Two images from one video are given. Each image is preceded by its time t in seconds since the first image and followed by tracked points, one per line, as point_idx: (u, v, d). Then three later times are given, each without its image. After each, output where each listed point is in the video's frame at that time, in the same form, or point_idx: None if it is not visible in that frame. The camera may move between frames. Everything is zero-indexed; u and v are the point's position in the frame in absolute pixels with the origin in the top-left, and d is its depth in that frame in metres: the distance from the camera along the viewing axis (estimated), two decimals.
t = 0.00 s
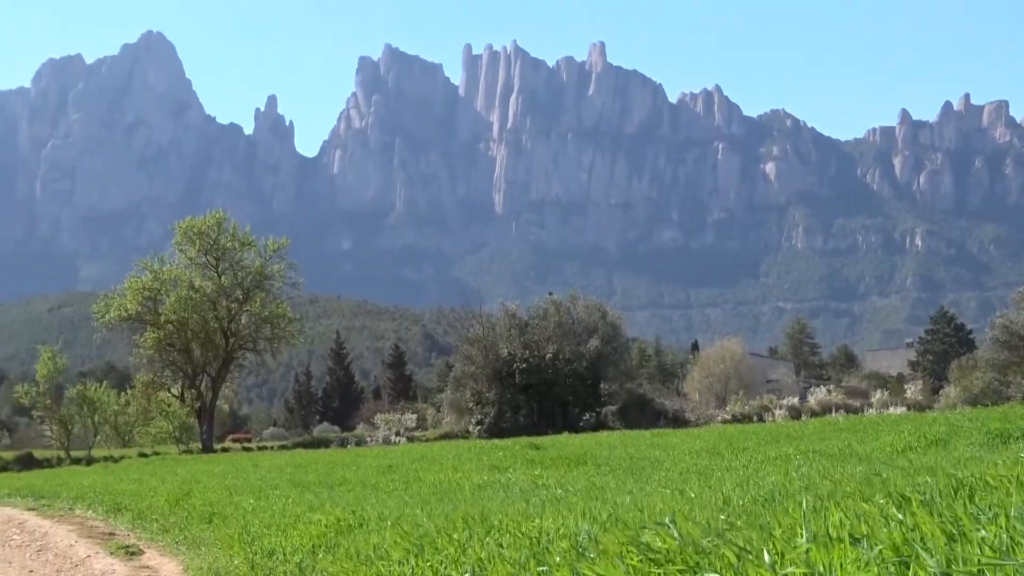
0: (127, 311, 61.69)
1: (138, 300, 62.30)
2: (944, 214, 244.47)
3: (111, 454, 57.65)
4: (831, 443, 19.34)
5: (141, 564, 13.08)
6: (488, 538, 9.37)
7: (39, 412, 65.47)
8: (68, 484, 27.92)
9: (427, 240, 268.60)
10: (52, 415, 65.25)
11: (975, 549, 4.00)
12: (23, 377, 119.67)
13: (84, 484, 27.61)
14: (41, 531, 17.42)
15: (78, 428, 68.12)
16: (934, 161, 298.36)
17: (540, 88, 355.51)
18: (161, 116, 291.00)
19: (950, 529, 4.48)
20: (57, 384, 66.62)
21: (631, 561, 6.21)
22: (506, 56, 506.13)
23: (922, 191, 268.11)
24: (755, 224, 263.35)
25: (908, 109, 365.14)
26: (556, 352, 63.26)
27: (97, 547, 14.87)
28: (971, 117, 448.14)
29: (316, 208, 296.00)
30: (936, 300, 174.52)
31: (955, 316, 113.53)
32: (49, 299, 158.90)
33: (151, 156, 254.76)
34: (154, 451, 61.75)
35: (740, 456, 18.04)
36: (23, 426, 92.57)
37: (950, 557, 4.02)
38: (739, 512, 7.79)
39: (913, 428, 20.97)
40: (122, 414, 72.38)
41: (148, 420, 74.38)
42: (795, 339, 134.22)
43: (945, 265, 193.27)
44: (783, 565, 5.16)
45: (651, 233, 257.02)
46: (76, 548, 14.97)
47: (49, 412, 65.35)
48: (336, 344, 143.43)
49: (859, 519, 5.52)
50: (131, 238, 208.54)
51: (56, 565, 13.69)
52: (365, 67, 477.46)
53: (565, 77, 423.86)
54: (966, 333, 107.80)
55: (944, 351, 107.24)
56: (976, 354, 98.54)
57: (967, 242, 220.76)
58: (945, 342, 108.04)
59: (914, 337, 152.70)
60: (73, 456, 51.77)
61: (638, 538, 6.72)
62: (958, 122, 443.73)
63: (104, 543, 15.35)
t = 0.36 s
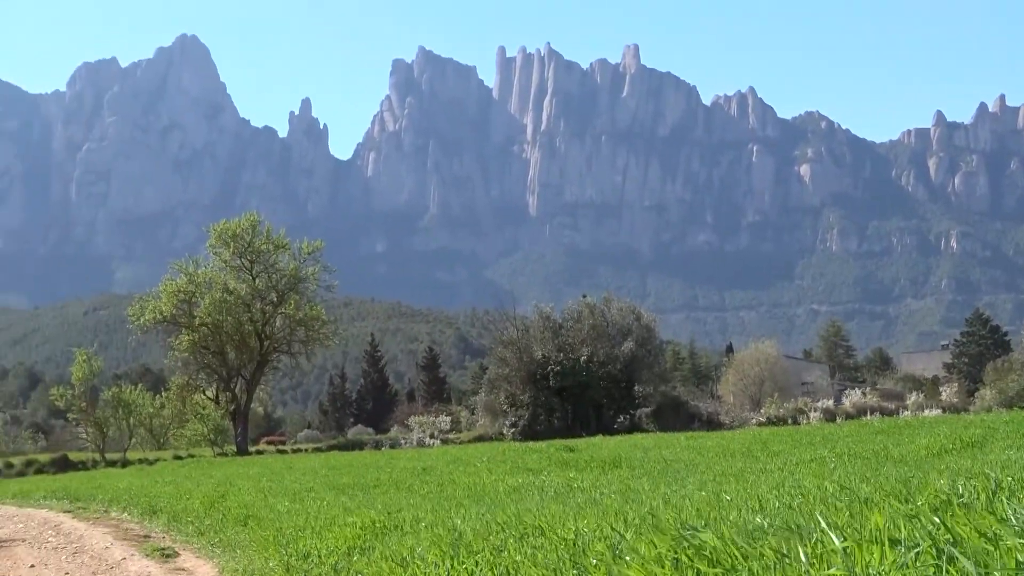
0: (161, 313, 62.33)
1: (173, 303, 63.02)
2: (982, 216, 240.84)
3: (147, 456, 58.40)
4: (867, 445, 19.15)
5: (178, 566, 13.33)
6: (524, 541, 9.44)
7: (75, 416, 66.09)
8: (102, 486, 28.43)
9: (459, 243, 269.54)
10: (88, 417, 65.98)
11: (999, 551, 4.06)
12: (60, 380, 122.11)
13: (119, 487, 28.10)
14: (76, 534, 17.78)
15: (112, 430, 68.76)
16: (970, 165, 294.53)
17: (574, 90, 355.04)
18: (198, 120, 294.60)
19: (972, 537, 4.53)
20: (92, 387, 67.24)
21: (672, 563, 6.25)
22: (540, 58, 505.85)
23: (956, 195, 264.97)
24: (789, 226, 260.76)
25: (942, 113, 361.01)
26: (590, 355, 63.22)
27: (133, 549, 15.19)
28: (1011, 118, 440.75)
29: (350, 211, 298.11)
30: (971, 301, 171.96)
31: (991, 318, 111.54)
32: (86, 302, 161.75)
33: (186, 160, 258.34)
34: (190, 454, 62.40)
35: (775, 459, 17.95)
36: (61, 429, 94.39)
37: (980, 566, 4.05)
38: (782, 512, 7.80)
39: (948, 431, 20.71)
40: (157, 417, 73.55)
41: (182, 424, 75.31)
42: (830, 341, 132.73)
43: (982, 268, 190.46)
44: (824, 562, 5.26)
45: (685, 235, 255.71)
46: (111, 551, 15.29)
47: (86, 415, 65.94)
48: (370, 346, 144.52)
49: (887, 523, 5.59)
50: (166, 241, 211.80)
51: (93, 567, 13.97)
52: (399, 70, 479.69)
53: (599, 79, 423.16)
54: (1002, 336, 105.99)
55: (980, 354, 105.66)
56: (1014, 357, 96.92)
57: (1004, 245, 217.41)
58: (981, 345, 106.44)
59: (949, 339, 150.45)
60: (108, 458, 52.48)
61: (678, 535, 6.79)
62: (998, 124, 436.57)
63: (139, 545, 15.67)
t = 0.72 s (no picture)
0: (193, 313, 63.08)
1: (204, 303, 63.69)
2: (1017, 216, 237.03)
3: (179, 457, 59.11)
4: (903, 445, 18.90)
5: (208, 567, 13.55)
6: (557, 542, 9.48)
7: (106, 416, 63.33)
8: (135, 487, 28.86)
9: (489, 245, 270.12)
10: (118, 417, 63.09)
11: (1018, 563, 4.07)
12: (93, 380, 124.39)
13: (151, 487, 28.51)
14: (108, 533, 18.10)
15: (146, 430, 65.71)
16: (1003, 166, 290.20)
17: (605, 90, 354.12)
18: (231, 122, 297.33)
19: (995, 540, 4.56)
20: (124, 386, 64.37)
21: (704, 564, 6.25)
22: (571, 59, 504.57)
23: (990, 196, 260.89)
24: (821, 227, 258.16)
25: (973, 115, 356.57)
26: (621, 356, 63.16)
27: (164, 549, 15.44)
28: None
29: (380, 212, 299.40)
30: (1004, 302, 169.21)
31: None
32: (118, 302, 164.26)
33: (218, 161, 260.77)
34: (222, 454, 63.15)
35: (807, 459, 17.82)
36: (93, 429, 96.12)
37: (1015, 563, 4.04)
38: (816, 512, 7.82)
39: (984, 432, 20.44)
40: (188, 417, 74.53)
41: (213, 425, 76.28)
42: (861, 342, 131.10)
43: (1016, 270, 187.38)
44: (859, 559, 5.28)
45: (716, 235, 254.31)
46: (144, 550, 15.57)
47: (116, 415, 63.13)
48: (401, 347, 145.31)
49: (919, 524, 5.59)
50: (197, 242, 214.52)
51: (126, 567, 14.23)
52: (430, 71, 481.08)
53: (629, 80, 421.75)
54: None
55: (1013, 355, 103.50)
56: None
57: None
58: (1014, 346, 104.23)
59: (983, 340, 148.02)
60: (140, 458, 53.24)
61: (711, 540, 6.84)
62: None
63: (171, 545, 15.94)
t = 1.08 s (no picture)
0: (221, 314, 63.70)
1: (232, 303, 64.20)
2: None
3: (208, 457, 59.58)
4: (930, 448, 18.77)
5: (235, 566, 13.74)
6: (582, 542, 9.58)
7: (134, 415, 63.23)
8: (162, 487, 29.17)
9: (516, 245, 270.27)
10: (146, 417, 63.04)
11: None
12: (121, 380, 125.80)
13: (177, 487, 28.78)
14: (137, 533, 18.40)
15: (173, 430, 66.09)
16: None
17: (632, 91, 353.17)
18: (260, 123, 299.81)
19: (1019, 547, 4.53)
20: (152, 386, 64.45)
21: (734, 567, 6.23)
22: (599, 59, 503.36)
23: None
24: (850, 228, 255.71)
25: (1006, 114, 351.35)
26: (648, 357, 63.05)
27: (192, 549, 15.72)
28: None
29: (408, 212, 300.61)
30: None
31: None
32: (146, 302, 165.96)
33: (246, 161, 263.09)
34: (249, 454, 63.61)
35: (834, 462, 17.73)
36: (120, 429, 97.26)
37: None
38: (847, 514, 7.78)
39: (1014, 435, 20.17)
40: (216, 417, 75.20)
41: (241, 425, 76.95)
42: (889, 344, 129.68)
43: None
44: (890, 562, 5.27)
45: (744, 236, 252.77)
46: (171, 550, 15.81)
47: (145, 415, 63.07)
48: (427, 347, 145.85)
49: (948, 529, 5.52)
50: (225, 242, 216.26)
51: (154, 567, 14.57)
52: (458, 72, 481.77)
53: (657, 81, 420.46)
54: None
55: None
56: None
57: None
58: None
59: (1013, 343, 145.80)
60: (168, 458, 53.62)
61: (739, 541, 6.90)
62: None
63: (198, 545, 16.16)
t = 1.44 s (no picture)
0: (249, 316, 64.21)
1: (260, 306, 64.69)
2: None
3: (236, 460, 60.08)
4: (960, 452, 18.52)
5: (264, 568, 13.89)
6: (609, 546, 9.58)
7: (162, 418, 63.44)
8: (190, 489, 29.52)
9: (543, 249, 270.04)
10: (175, 419, 63.31)
11: None
12: (149, 381, 127.16)
13: (204, 490, 29.02)
14: (164, 535, 18.63)
15: (201, 433, 66.47)
16: None
17: (660, 94, 351.86)
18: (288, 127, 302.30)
19: None
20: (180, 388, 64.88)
21: (759, 570, 6.29)
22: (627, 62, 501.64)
23: None
24: (879, 231, 253.01)
25: None
26: (676, 360, 62.66)
27: (220, 551, 15.88)
28: None
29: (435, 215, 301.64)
30: None
31: None
32: (174, 304, 167.33)
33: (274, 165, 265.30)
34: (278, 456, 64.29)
35: (863, 465, 17.56)
36: (148, 430, 98.28)
37: None
38: (875, 519, 7.72)
39: None
40: (244, 419, 75.90)
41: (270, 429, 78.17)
42: (918, 347, 127.99)
43: None
44: (919, 563, 5.29)
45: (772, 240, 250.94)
46: (199, 552, 16.01)
47: (173, 416, 63.28)
48: (454, 350, 146.11)
49: (977, 529, 5.53)
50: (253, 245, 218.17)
51: (183, 568, 14.80)
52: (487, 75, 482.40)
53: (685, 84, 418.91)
54: None
55: None
56: None
57: None
58: None
59: None
60: (196, 461, 54.03)
61: (768, 545, 6.89)
62: None
63: (226, 547, 16.35)
